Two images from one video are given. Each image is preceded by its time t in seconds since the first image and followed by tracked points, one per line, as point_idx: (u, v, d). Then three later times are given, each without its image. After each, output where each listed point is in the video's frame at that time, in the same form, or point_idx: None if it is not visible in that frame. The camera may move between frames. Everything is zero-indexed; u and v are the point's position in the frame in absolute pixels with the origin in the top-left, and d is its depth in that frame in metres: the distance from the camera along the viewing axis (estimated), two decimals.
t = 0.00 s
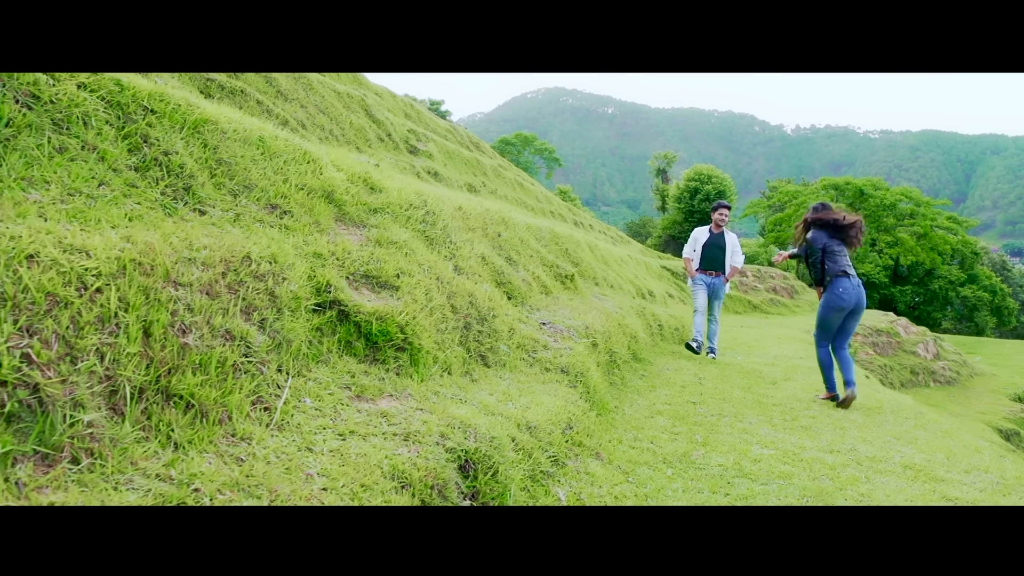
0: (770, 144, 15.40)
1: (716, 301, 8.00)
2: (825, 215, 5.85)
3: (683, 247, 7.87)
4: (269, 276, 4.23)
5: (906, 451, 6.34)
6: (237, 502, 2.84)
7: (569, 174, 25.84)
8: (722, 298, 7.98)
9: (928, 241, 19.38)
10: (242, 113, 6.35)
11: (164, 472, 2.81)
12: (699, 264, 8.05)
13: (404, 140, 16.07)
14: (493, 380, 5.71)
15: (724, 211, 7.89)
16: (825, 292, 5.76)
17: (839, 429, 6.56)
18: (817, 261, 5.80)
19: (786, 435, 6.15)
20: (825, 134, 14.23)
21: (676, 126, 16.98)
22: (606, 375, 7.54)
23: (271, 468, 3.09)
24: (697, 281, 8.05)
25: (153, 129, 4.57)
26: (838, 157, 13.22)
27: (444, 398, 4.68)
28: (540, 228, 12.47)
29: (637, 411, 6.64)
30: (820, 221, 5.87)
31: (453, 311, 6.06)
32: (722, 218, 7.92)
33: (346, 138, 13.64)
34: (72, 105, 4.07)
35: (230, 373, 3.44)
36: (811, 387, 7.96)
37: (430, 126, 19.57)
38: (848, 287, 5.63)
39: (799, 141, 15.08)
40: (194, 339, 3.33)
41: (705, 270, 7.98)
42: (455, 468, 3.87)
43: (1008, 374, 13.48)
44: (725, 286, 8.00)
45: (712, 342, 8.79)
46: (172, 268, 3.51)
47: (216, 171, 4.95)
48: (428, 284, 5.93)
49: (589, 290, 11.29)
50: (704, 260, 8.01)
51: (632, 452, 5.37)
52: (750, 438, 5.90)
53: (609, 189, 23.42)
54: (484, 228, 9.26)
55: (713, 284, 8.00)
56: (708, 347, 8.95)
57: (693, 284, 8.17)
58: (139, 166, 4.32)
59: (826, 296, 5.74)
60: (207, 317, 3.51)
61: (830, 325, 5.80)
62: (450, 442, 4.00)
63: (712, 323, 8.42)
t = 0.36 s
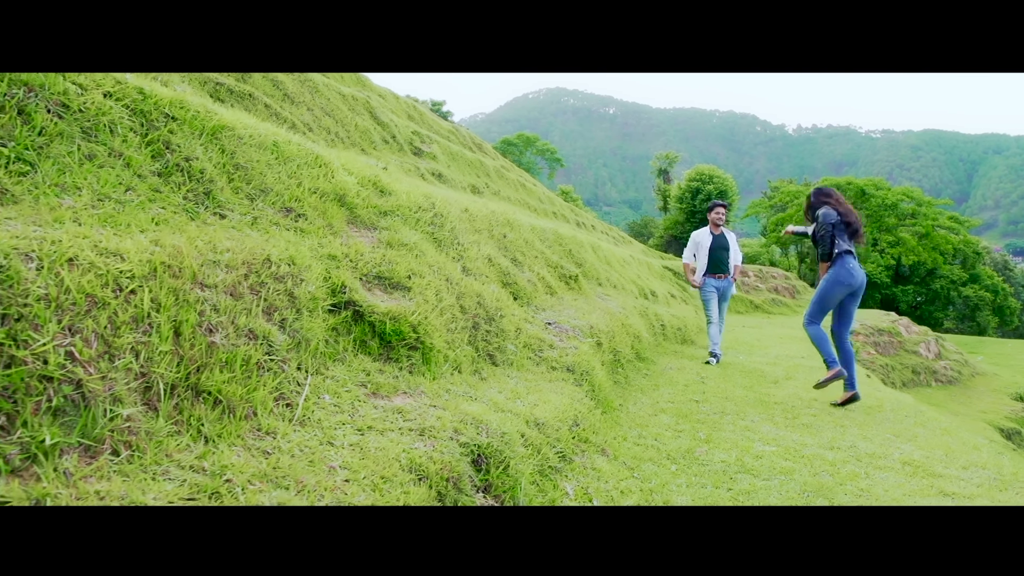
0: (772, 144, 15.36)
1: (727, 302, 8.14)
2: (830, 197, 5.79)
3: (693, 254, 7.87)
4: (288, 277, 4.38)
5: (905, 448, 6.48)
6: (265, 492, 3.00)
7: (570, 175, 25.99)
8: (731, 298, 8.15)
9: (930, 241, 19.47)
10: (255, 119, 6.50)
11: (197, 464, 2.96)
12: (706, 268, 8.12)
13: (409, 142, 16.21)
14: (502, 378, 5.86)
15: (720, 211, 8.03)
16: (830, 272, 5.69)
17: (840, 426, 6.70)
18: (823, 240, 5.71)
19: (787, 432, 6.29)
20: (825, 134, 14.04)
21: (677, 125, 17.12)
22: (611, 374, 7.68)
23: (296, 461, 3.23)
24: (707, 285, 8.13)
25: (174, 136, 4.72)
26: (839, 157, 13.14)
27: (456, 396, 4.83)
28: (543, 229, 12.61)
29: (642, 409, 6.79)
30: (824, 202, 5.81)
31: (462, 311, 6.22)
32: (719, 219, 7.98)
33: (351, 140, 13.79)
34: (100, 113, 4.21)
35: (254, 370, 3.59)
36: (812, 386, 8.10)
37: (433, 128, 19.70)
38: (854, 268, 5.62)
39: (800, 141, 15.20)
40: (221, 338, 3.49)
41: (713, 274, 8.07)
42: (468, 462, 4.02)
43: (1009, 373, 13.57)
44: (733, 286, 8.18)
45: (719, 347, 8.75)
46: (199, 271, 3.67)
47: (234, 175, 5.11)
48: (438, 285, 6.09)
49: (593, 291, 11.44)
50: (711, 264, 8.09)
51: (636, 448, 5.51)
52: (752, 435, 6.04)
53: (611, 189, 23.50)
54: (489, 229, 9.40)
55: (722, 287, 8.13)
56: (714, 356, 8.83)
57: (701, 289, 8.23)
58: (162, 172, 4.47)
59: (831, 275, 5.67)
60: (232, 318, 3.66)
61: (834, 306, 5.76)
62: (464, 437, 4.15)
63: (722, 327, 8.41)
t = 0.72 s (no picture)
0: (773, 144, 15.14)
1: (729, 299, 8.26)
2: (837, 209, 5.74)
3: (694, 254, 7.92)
4: (306, 279, 4.56)
5: (903, 445, 6.65)
6: (293, 483, 3.14)
7: (570, 176, 26.13)
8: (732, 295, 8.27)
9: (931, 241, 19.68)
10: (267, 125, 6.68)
11: (228, 457, 3.11)
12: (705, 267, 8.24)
13: (412, 145, 16.39)
14: (509, 377, 6.04)
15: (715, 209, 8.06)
16: (836, 286, 5.66)
17: (839, 425, 6.86)
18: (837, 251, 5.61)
19: (787, 430, 6.45)
20: (827, 134, 14.40)
21: (677, 126, 17.16)
22: (614, 373, 7.85)
23: (319, 454, 3.40)
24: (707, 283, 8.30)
25: (195, 143, 4.89)
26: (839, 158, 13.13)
27: (466, 394, 5.00)
28: (545, 230, 12.78)
29: (644, 407, 6.96)
30: (834, 210, 5.73)
31: (470, 312, 6.40)
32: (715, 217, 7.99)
33: (355, 142, 13.96)
34: (126, 122, 4.37)
35: (277, 369, 3.75)
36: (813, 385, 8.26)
37: (435, 130, 19.85)
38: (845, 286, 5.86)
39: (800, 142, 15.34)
40: (246, 338, 3.66)
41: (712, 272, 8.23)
42: (480, 458, 4.18)
43: (1008, 373, 13.72)
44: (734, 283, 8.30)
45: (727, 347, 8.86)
46: (225, 273, 3.85)
47: (251, 181, 5.28)
48: (447, 287, 6.26)
49: (595, 291, 11.61)
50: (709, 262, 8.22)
51: (640, 445, 5.68)
52: (753, 433, 6.20)
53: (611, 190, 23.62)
54: (494, 232, 9.58)
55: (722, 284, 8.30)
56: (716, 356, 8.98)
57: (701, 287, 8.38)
58: (184, 178, 4.63)
59: (836, 290, 5.65)
60: (255, 318, 3.83)
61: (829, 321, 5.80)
62: (476, 433, 4.32)
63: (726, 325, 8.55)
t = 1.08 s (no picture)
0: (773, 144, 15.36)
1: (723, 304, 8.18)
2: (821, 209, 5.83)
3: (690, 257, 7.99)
4: (321, 281, 4.71)
5: (901, 442, 6.79)
6: (315, 475, 3.25)
7: (571, 176, 26.29)
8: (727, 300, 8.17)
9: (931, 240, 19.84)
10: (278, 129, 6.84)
11: (252, 450, 3.24)
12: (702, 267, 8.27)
13: (415, 146, 16.54)
14: (516, 376, 6.18)
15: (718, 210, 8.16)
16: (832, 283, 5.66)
17: (838, 422, 7.00)
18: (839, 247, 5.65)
19: (787, 427, 6.60)
20: (828, 134, 14.01)
21: (677, 125, 17.37)
22: (617, 372, 8.00)
23: (338, 448, 3.54)
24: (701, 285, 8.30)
25: (212, 148, 5.03)
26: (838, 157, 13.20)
27: (475, 391, 5.16)
28: (548, 231, 12.94)
29: (647, 405, 7.10)
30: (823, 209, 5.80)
31: (477, 312, 6.54)
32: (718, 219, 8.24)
33: (359, 144, 14.10)
34: (147, 129, 4.52)
35: (296, 367, 3.90)
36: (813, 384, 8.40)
37: (437, 131, 20.00)
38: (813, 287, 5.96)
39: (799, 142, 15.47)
40: (267, 338, 3.81)
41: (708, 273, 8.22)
42: (490, 453, 4.32)
43: (1009, 372, 13.84)
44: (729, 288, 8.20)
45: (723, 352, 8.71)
46: (246, 275, 4.00)
47: (264, 185, 5.43)
48: (455, 287, 6.41)
49: (598, 291, 11.76)
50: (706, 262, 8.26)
51: (643, 442, 5.82)
52: (753, 430, 6.34)
53: (611, 190, 23.77)
54: (498, 233, 9.73)
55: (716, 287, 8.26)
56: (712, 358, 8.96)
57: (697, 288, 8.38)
58: (202, 182, 4.78)
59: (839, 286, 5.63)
60: (274, 318, 3.98)
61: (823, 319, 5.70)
62: (486, 428, 4.47)
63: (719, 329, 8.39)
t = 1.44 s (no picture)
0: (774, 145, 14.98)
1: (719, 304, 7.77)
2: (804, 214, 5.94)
3: (680, 248, 7.61)
4: (334, 281, 4.85)
5: (899, 439, 6.92)
6: (334, 469, 3.38)
7: (572, 177, 26.42)
8: (724, 301, 7.73)
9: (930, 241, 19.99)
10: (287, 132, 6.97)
11: (273, 445, 3.37)
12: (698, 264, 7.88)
13: (417, 147, 16.67)
14: (521, 374, 6.32)
15: (720, 204, 7.63)
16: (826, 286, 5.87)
17: (838, 420, 7.13)
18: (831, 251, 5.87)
19: (787, 425, 6.73)
20: (827, 133, 13.95)
21: (678, 125, 17.53)
22: (620, 371, 8.13)
23: (354, 443, 3.66)
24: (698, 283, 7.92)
25: (226, 153, 5.16)
26: (839, 157, 13.27)
27: (483, 389, 5.30)
28: (551, 231, 13.07)
29: (650, 404, 7.23)
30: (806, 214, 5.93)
31: (483, 311, 6.68)
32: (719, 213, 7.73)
33: (363, 145, 14.23)
34: (165, 134, 4.66)
35: (311, 365, 4.03)
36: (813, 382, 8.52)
37: (439, 131, 20.14)
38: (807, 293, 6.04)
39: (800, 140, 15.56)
40: (284, 336, 3.95)
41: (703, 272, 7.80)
42: (499, 448, 4.45)
43: (1009, 372, 13.96)
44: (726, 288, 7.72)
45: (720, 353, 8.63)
46: (263, 276, 4.14)
47: (276, 188, 5.56)
48: (461, 288, 6.55)
49: (600, 291, 11.89)
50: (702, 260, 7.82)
51: (646, 439, 5.95)
52: (754, 428, 6.47)
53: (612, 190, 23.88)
54: (502, 234, 9.87)
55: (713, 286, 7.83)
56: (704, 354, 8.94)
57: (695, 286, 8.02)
58: (217, 186, 4.91)
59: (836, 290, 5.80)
60: (290, 317, 4.11)
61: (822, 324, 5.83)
62: (495, 425, 4.62)
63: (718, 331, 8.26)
